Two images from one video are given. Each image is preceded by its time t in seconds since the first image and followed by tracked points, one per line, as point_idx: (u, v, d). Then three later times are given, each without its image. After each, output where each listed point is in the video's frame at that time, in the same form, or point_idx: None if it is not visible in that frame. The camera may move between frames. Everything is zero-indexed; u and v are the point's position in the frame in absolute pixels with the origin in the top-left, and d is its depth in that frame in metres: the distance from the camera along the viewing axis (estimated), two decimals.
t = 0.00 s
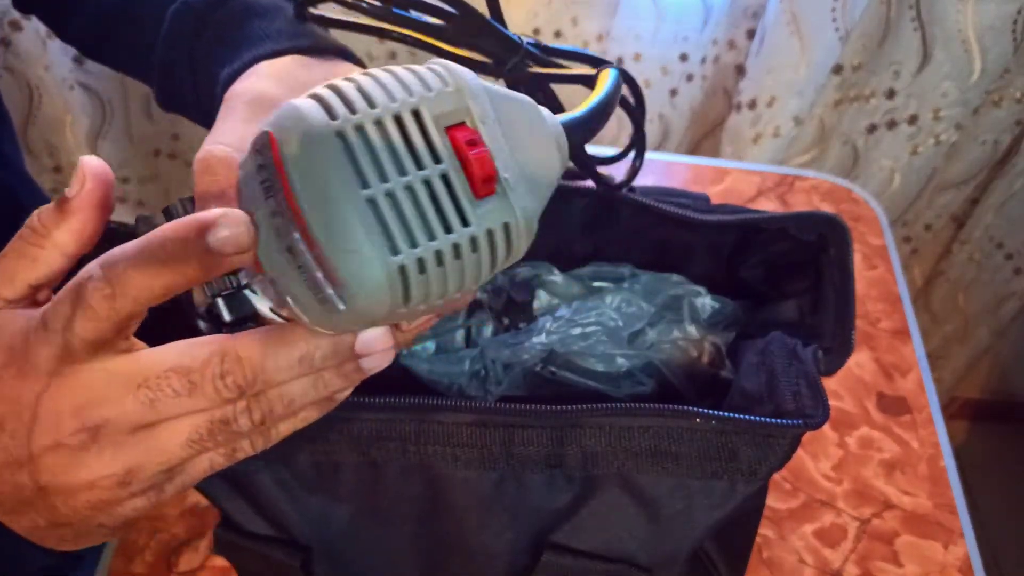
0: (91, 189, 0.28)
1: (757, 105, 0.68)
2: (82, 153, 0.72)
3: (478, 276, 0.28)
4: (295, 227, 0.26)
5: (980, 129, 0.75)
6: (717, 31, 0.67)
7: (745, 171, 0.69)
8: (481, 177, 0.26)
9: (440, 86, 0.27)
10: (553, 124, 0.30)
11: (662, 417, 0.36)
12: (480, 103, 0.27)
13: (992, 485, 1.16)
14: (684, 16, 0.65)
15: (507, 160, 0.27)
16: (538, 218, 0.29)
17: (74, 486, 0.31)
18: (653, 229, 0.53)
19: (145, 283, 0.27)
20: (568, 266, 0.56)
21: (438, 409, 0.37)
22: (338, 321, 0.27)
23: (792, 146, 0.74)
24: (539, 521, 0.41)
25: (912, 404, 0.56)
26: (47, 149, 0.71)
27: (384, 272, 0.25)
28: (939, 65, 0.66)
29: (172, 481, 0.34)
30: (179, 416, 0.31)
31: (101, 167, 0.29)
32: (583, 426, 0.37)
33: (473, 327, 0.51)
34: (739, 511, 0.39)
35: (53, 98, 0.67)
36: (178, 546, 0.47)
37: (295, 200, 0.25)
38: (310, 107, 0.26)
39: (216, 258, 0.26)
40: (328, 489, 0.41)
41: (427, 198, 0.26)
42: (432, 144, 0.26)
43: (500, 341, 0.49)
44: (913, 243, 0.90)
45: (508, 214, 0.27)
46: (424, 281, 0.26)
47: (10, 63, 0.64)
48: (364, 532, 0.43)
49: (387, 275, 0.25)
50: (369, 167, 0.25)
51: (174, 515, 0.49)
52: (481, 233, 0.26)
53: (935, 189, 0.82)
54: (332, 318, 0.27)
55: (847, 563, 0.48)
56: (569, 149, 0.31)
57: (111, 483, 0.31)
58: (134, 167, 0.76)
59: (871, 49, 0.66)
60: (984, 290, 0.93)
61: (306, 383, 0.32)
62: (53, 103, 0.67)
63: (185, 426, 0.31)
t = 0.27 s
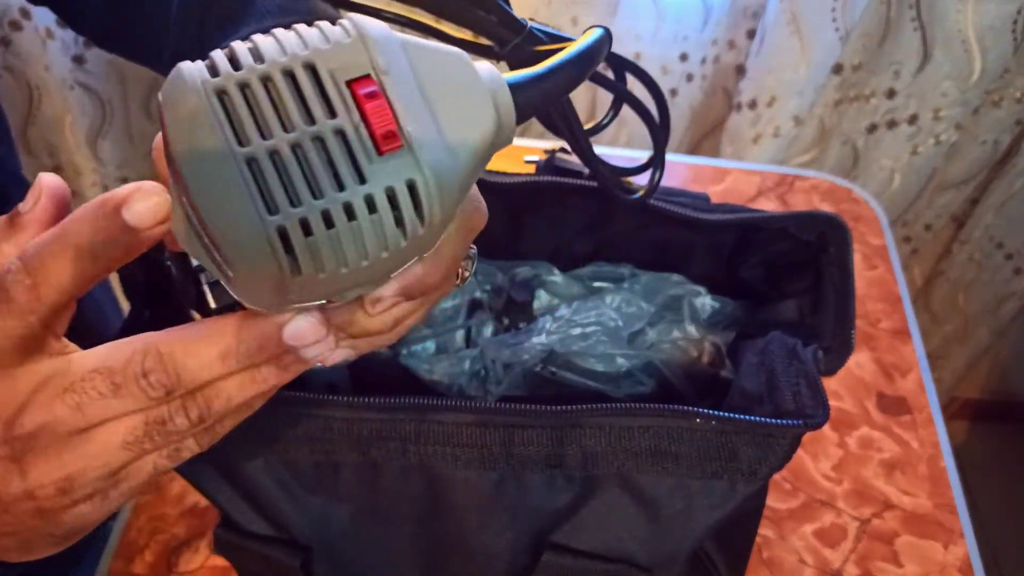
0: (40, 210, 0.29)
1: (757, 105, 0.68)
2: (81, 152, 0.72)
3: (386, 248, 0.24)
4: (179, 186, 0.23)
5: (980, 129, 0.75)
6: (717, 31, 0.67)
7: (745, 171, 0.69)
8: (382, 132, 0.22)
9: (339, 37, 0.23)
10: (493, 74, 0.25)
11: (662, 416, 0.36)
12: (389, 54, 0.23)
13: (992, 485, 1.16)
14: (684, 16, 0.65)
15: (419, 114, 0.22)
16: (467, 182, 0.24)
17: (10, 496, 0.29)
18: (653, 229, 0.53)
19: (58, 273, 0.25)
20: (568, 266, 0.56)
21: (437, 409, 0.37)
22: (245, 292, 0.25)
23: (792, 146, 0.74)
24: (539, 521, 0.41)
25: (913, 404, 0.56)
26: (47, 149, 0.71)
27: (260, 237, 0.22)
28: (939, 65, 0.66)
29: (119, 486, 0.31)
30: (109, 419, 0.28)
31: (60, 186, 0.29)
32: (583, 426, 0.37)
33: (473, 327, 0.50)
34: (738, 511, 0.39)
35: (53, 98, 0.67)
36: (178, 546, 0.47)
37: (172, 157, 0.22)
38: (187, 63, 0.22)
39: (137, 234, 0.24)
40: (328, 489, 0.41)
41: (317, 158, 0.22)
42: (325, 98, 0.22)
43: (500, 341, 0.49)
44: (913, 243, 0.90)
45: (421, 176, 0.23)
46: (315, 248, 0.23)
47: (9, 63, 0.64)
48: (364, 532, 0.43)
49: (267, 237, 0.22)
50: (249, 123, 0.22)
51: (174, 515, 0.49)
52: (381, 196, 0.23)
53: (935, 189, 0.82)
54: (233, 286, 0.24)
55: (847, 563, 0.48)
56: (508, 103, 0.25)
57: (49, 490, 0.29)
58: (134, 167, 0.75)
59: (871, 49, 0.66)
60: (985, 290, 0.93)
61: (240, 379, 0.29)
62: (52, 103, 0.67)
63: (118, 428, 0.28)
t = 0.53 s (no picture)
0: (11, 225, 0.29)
1: (757, 105, 0.68)
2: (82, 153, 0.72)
3: (329, 264, 0.26)
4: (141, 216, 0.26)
5: (979, 129, 0.75)
6: (717, 32, 0.67)
7: (745, 171, 0.70)
8: (322, 159, 0.25)
9: (283, 64, 0.26)
10: (445, 93, 0.27)
11: (661, 416, 0.37)
12: (330, 79, 0.25)
13: (991, 484, 1.16)
14: (684, 17, 0.65)
15: (354, 137, 0.25)
16: (414, 199, 0.27)
17: None
18: (652, 229, 0.53)
19: None
20: (567, 265, 0.56)
21: (438, 408, 0.37)
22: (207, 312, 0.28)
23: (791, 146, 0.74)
24: (539, 520, 0.41)
25: (911, 403, 0.56)
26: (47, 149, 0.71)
27: (211, 256, 0.25)
28: (938, 65, 0.66)
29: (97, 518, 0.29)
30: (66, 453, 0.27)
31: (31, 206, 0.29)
32: (583, 425, 0.37)
33: (473, 327, 0.51)
34: (737, 509, 0.40)
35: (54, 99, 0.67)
36: (179, 544, 0.48)
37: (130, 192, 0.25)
38: (144, 103, 0.26)
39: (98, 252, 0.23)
40: (329, 488, 0.41)
41: (258, 184, 0.25)
42: (269, 126, 0.25)
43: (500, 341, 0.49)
44: (912, 242, 0.90)
45: (357, 197, 0.26)
46: (255, 268, 0.26)
47: (10, 64, 0.64)
48: (365, 531, 0.43)
49: (206, 261, 0.25)
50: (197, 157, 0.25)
51: (175, 514, 0.49)
52: (316, 217, 0.26)
53: (933, 189, 0.82)
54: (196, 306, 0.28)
55: (846, 562, 0.48)
56: (459, 116, 0.27)
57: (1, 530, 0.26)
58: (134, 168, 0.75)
59: (870, 50, 0.67)
60: (984, 289, 0.93)
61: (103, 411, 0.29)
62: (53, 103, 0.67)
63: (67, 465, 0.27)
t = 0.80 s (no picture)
0: (55, 138, 0.24)
1: (757, 105, 0.68)
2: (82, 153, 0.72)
3: (319, 312, 0.28)
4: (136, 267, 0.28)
5: (979, 129, 0.75)
6: (717, 32, 0.67)
7: (745, 171, 0.69)
8: (309, 210, 0.26)
9: (266, 112, 0.26)
10: (426, 131, 0.28)
11: (661, 416, 0.37)
12: (315, 129, 0.26)
13: (991, 484, 1.16)
14: (684, 17, 0.65)
15: (339, 191, 0.26)
16: (400, 245, 0.28)
17: None
18: (651, 230, 0.53)
19: (157, 294, 0.22)
20: (567, 265, 0.56)
21: (437, 409, 0.37)
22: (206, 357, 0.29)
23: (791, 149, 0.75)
24: (539, 521, 0.41)
25: (912, 404, 0.56)
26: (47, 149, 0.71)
27: (204, 313, 0.27)
28: (938, 65, 0.66)
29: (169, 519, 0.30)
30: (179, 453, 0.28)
31: (78, 109, 0.24)
32: (583, 425, 0.37)
33: (473, 327, 0.51)
34: (737, 510, 0.40)
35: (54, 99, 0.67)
36: (179, 545, 0.48)
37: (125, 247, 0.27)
38: (131, 157, 0.27)
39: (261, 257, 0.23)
40: (329, 488, 0.41)
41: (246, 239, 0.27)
42: (255, 178, 0.26)
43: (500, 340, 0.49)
44: (912, 242, 0.90)
45: (344, 247, 0.27)
46: (248, 320, 0.27)
47: (10, 64, 0.64)
48: (365, 531, 0.43)
49: (202, 314, 0.27)
50: (187, 211, 0.27)
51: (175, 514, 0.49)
52: (306, 269, 0.27)
53: (934, 189, 0.82)
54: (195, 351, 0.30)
55: (846, 563, 0.48)
56: (442, 151, 0.28)
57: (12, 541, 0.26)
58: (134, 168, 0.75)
59: (870, 50, 0.66)
60: (984, 289, 0.93)
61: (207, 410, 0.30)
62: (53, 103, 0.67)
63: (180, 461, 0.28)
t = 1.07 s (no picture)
0: (100, 131, 0.26)
1: (757, 105, 0.68)
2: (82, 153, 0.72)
3: (333, 306, 0.28)
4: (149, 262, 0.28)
5: (979, 130, 0.75)
6: (717, 32, 0.67)
7: (745, 171, 0.69)
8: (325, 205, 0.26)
9: (282, 107, 0.26)
10: (440, 127, 0.28)
11: (661, 416, 0.37)
12: (331, 123, 0.26)
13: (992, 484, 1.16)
14: (683, 17, 0.65)
15: (355, 186, 0.26)
16: (414, 238, 0.28)
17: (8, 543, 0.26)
18: (651, 230, 0.53)
19: (185, 267, 0.24)
20: (567, 265, 0.56)
21: (438, 408, 0.37)
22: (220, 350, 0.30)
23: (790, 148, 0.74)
24: (539, 521, 0.41)
25: (912, 404, 0.56)
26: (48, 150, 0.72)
27: (218, 307, 0.27)
28: (938, 65, 0.66)
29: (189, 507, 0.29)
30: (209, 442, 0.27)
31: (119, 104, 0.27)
32: (583, 425, 0.37)
33: (473, 327, 0.51)
34: (737, 509, 0.40)
35: (55, 99, 0.67)
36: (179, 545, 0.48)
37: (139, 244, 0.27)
38: (145, 151, 0.27)
39: (286, 237, 0.24)
40: (330, 488, 0.41)
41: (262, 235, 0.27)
42: (272, 174, 0.26)
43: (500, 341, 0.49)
44: (912, 243, 0.90)
45: (359, 242, 0.27)
46: (262, 314, 0.28)
47: (10, 64, 0.64)
48: (365, 531, 0.43)
49: (215, 310, 0.27)
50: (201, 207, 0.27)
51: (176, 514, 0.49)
52: (321, 264, 0.27)
53: (934, 189, 0.82)
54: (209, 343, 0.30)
55: (846, 563, 0.48)
56: (455, 146, 0.28)
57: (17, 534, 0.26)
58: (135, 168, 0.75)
59: (870, 49, 0.66)
60: (984, 290, 0.93)
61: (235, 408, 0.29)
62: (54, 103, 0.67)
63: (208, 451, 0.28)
